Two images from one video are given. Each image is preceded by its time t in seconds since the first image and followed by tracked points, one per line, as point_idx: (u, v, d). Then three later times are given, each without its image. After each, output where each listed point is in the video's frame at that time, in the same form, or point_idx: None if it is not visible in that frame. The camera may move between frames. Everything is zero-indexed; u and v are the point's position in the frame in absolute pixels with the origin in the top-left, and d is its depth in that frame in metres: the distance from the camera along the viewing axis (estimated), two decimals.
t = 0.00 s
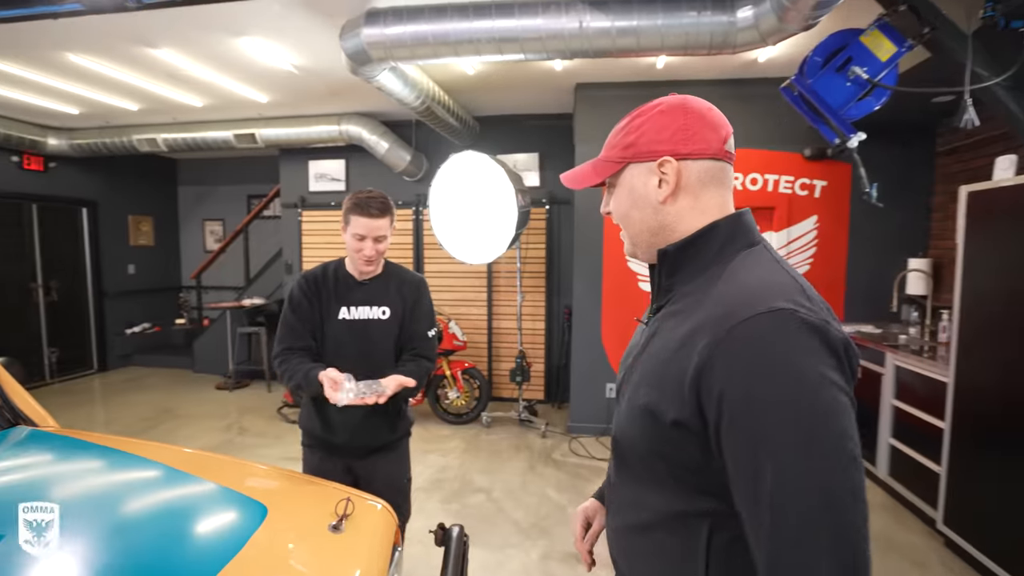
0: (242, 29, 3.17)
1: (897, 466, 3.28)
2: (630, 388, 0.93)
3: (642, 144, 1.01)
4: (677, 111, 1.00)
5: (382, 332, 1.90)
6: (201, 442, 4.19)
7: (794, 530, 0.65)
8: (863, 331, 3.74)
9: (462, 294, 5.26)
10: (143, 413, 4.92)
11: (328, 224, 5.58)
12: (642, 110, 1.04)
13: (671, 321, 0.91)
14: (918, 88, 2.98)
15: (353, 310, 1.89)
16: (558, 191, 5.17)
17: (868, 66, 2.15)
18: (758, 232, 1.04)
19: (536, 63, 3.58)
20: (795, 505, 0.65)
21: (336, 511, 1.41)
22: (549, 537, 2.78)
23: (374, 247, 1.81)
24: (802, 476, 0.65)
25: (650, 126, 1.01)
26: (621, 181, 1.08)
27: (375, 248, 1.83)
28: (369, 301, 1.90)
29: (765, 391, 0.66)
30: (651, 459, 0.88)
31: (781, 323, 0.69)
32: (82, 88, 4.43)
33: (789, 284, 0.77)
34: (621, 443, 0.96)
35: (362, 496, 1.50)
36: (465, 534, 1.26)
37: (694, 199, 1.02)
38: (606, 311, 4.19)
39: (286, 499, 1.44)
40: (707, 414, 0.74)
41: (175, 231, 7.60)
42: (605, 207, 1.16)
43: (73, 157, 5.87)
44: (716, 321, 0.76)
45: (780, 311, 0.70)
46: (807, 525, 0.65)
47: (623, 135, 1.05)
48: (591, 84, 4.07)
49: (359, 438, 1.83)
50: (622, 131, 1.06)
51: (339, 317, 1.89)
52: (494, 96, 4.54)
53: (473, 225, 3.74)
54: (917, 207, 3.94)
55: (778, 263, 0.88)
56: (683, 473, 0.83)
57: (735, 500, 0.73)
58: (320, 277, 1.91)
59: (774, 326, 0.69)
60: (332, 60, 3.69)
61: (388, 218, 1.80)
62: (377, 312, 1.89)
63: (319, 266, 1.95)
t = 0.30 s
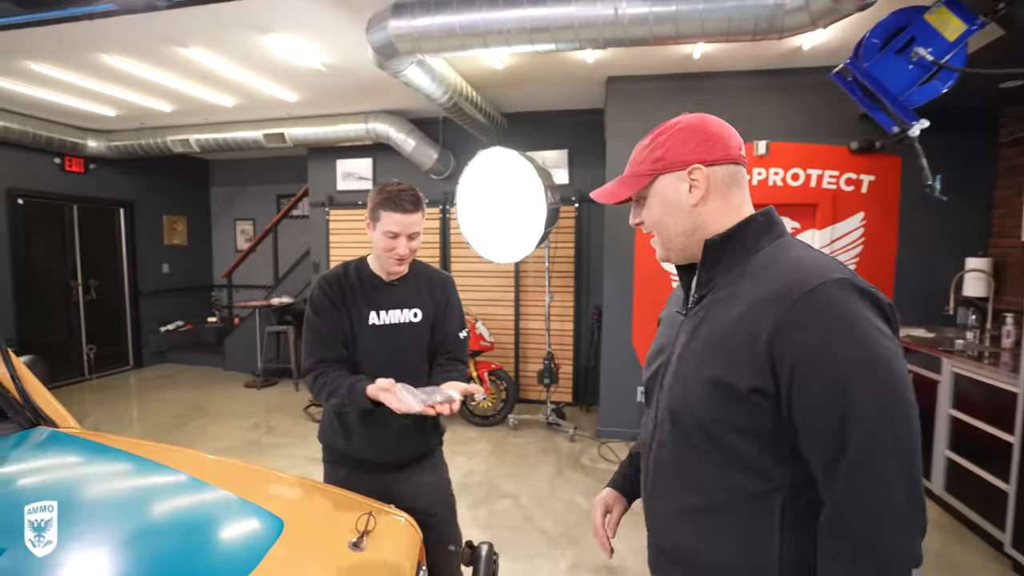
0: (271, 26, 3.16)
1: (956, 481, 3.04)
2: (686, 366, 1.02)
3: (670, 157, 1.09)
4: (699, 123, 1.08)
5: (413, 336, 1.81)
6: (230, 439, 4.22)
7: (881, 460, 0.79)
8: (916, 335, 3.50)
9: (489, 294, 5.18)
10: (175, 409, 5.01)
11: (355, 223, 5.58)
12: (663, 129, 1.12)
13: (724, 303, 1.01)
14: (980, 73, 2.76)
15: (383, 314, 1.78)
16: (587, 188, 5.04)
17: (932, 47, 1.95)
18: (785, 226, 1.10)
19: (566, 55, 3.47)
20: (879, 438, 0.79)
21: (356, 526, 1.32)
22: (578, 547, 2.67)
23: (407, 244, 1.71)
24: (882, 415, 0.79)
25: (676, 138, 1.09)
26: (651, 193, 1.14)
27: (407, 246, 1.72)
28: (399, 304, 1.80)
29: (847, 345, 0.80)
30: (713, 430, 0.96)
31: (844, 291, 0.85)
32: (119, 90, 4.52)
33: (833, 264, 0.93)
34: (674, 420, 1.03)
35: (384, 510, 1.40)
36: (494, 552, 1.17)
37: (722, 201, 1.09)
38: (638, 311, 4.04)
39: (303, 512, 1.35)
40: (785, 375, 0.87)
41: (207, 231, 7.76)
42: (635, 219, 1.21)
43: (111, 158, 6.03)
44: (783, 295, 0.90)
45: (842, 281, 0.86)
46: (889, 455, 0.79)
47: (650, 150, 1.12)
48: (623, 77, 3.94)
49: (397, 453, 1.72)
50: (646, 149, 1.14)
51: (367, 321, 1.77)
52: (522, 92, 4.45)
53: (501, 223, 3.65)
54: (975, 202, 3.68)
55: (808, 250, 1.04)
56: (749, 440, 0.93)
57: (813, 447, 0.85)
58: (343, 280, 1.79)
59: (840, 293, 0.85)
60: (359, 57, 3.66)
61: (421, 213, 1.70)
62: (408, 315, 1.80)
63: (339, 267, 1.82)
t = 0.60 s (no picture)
0: (269, 18, 3.08)
1: (981, 490, 2.90)
2: (713, 361, 0.98)
3: (677, 164, 1.00)
4: (701, 126, 1.00)
5: (438, 339, 1.64)
6: (229, 441, 4.14)
7: (933, 443, 0.74)
8: (936, 337, 3.36)
9: (493, 293, 5.07)
10: (175, 410, 4.94)
11: (358, 221, 5.49)
12: (663, 140, 1.04)
13: (746, 294, 0.96)
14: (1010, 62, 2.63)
15: (407, 314, 1.62)
16: (594, 185, 4.92)
17: (966, 30, 1.82)
18: (790, 220, 1.01)
19: (574, 46, 3.36)
20: (929, 419, 0.74)
21: (344, 548, 1.17)
22: (585, 557, 2.55)
23: (440, 234, 1.56)
24: (927, 395, 0.74)
25: (680, 143, 1.00)
26: (660, 205, 1.04)
27: (440, 237, 1.56)
28: (425, 304, 1.64)
29: (883, 324, 0.76)
30: (748, 424, 0.92)
31: (871, 270, 0.82)
32: (119, 86, 4.46)
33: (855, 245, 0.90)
34: (706, 418, 0.98)
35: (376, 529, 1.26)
36: None
37: (734, 202, 1.01)
38: (646, 311, 3.92)
39: (288, 534, 1.21)
40: (821, 361, 0.83)
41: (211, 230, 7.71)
42: (644, 231, 1.10)
43: (114, 157, 5.99)
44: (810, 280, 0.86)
45: (867, 262, 0.83)
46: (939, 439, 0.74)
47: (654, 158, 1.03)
48: (632, 70, 3.82)
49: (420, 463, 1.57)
50: (648, 162, 1.05)
51: (389, 321, 1.62)
52: (528, 87, 4.35)
53: (506, 221, 3.54)
54: (999, 198, 3.54)
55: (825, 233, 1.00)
56: (785, 434, 0.88)
57: (857, 434, 0.80)
58: (365, 275, 1.64)
59: (867, 273, 0.82)
60: (361, 50, 3.58)
61: (455, 201, 1.57)
62: (433, 317, 1.63)
63: (361, 261, 1.67)
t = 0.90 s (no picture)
0: (252, 5, 2.95)
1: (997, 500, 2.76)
2: (726, 358, 0.86)
3: (687, 145, 0.86)
4: (706, 106, 0.88)
5: (445, 348, 1.44)
6: (215, 446, 4.00)
7: (981, 458, 0.60)
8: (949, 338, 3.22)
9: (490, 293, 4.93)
10: (163, 413, 4.80)
11: (350, 219, 5.35)
12: (666, 120, 0.90)
13: (764, 283, 0.83)
14: None
15: (411, 318, 1.42)
16: (593, 182, 4.78)
17: (992, 8, 1.68)
18: (806, 208, 0.88)
19: (571, 35, 3.22)
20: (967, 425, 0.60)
21: None
22: (583, 572, 2.41)
23: (457, 232, 1.36)
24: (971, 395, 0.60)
25: (685, 123, 0.87)
26: (668, 194, 0.89)
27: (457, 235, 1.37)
28: (433, 307, 1.43)
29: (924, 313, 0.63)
30: (766, 429, 0.79)
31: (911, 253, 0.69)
32: (104, 80, 4.33)
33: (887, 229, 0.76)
34: (718, 424, 0.85)
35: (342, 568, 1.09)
36: None
37: (748, 187, 0.88)
38: (647, 311, 3.79)
39: None
40: (849, 358, 0.70)
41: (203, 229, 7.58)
42: (649, 225, 0.96)
43: (103, 153, 5.86)
44: (838, 265, 0.74)
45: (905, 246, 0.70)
46: (982, 451, 0.60)
47: (656, 142, 0.90)
48: (631, 62, 3.68)
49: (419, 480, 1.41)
50: (651, 145, 0.91)
51: (391, 324, 1.41)
52: (525, 81, 4.21)
53: (503, 219, 3.41)
54: (1015, 194, 3.39)
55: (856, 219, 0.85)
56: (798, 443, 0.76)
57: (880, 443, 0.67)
58: (366, 270, 1.43)
59: (906, 256, 0.68)
60: (350, 41, 3.45)
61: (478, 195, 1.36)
62: (440, 322, 1.43)
63: (360, 254, 1.45)
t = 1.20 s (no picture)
0: None
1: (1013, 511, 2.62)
2: (725, 367, 0.75)
3: (709, 116, 0.73)
4: (726, 74, 0.75)
5: (427, 359, 1.30)
6: (199, 452, 3.87)
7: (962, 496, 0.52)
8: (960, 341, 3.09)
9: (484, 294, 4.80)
10: (147, 418, 4.66)
11: (341, 218, 5.21)
12: (681, 88, 0.77)
13: (776, 284, 0.72)
14: None
15: (389, 326, 1.28)
16: (590, 179, 4.65)
17: None
18: (838, 194, 0.76)
19: (565, 25, 3.10)
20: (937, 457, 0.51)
21: None
22: None
23: (442, 228, 1.23)
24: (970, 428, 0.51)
25: (704, 92, 0.74)
26: (683, 174, 0.76)
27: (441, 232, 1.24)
28: (414, 313, 1.30)
29: (946, 323, 0.52)
30: (754, 446, 0.69)
31: (953, 257, 0.56)
32: (84, 75, 4.19)
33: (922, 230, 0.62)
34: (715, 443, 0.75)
35: None
36: None
37: (774, 171, 0.76)
38: (645, 312, 3.65)
39: None
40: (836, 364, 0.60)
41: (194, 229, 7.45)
42: (657, 212, 0.83)
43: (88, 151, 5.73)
44: (854, 260, 0.62)
45: (948, 240, 0.57)
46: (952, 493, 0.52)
47: (668, 114, 0.77)
48: (628, 55, 3.55)
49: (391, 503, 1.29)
50: (663, 117, 0.78)
51: (365, 334, 1.27)
52: (519, 75, 4.07)
53: (495, 217, 3.28)
54: None
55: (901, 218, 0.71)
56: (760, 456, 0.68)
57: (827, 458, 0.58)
58: (337, 273, 1.29)
59: (947, 252, 0.56)
60: (337, 32, 3.31)
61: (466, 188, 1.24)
62: (424, 330, 1.30)
63: (331, 254, 1.32)
